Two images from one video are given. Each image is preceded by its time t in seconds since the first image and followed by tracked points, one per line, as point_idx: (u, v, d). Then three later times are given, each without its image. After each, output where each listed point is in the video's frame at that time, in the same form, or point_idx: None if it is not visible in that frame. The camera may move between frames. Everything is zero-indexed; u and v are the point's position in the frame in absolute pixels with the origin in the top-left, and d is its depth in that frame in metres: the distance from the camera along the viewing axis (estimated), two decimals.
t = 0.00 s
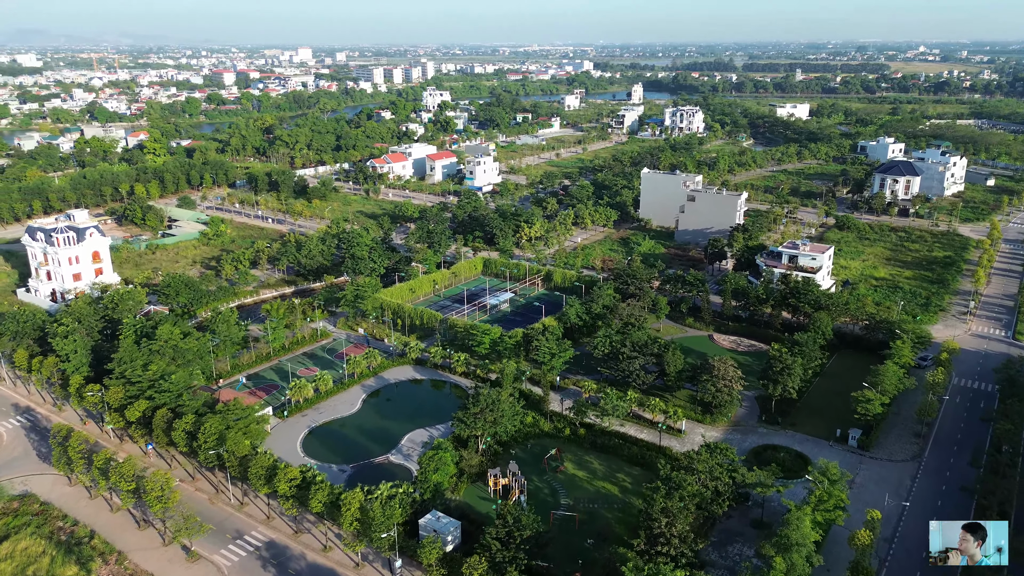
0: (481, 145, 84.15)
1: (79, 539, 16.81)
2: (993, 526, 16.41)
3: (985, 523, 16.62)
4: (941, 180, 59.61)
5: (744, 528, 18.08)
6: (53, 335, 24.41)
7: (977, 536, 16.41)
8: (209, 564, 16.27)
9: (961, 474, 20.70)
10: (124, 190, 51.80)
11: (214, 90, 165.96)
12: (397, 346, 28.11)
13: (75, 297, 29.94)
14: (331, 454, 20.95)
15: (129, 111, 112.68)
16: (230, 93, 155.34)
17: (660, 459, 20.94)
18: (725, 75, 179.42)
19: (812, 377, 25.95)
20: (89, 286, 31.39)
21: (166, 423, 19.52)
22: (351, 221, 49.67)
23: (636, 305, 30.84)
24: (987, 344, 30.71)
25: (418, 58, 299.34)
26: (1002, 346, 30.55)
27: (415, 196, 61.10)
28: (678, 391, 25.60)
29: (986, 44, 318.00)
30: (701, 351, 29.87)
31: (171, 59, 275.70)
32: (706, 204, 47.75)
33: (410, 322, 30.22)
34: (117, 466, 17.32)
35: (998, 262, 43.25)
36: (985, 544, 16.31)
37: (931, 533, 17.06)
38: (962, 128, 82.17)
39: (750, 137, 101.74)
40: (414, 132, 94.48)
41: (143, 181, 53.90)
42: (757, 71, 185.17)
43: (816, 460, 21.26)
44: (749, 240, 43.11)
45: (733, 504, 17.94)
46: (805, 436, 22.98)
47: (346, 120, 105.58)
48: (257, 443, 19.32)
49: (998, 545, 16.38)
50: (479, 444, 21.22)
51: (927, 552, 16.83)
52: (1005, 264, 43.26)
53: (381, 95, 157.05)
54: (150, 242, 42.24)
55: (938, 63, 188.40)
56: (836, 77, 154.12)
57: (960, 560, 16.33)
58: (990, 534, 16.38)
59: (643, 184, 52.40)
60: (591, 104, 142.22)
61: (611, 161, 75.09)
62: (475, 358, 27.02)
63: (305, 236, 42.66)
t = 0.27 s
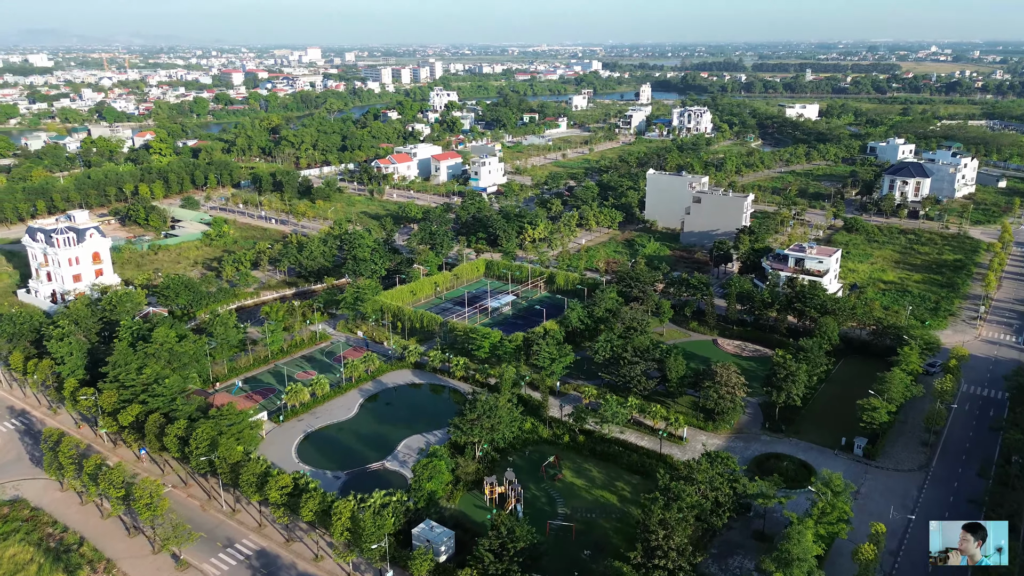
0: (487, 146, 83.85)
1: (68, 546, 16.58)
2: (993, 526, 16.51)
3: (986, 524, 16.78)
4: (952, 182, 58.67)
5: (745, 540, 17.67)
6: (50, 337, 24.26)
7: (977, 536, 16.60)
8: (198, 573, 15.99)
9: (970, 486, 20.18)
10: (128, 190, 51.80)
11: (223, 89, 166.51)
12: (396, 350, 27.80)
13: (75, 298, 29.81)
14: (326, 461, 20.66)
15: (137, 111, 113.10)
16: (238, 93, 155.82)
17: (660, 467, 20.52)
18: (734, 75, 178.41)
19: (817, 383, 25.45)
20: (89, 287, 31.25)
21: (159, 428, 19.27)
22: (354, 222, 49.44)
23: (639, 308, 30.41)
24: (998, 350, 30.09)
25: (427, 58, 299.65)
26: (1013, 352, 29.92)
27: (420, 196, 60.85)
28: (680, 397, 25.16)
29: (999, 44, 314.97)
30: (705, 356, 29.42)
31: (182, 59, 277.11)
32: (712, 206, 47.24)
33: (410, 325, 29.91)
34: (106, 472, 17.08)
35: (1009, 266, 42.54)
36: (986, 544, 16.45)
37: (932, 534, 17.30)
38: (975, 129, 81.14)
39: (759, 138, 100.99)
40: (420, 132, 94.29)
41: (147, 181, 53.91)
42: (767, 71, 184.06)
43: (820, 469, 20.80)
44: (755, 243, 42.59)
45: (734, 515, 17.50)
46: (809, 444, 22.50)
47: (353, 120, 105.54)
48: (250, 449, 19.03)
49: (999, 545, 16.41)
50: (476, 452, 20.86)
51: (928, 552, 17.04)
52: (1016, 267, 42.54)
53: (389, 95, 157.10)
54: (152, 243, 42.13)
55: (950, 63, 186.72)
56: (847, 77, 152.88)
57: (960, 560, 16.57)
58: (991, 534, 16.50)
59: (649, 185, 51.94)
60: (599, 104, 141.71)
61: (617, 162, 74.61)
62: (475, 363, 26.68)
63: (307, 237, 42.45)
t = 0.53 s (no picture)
0: (492, 146, 83.59)
1: (58, 553, 16.38)
2: (993, 526, 16.89)
3: (985, 524, 17.14)
4: (961, 183, 57.90)
5: (745, 551, 17.33)
6: (46, 339, 24.13)
7: (977, 536, 16.92)
8: None
9: (977, 495, 19.78)
10: (132, 191, 51.82)
11: (230, 90, 166.98)
12: (395, 353, 27.52)
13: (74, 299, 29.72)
14: (321, 466, 20.43)
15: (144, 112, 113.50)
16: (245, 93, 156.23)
17: (660, 475, 20.18)
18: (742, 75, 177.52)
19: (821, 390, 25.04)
20: (88, 288, 31.14)
21: (152, 432, 19.05)
22: (357, 223, 49.28)
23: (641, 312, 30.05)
24: (1007, 355, 29.58)
25: (434, 58, 299.99)
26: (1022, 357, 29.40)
27: (424, 197, 60.67)
28: (682, 402, 24.78)
29: (1010, 44, 312.26)
30: (708, 361, 29.03)
31: (190, 59, 278.37)
32: (717, 207, 46.81)
33: (409, 328, 29.67)
34: (96, 478, 16.86)
35: (1019, 269, 41.96)
36: (985, 544, 16.80)
37: (932, 533, 17.50)
38: (985, 130, 80.30)
39: (766, 139, 100.37)
40: (425, 133, 94.14)
41: (151, 182, 53.93)
42: (775, 71, 183.12)
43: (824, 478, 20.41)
44: (760, 245, 42.14)
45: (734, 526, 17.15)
46: (812, 452, 22.12)
47: (358, 121, 105.53)
48: (243, 454, 18.78)
49: (998, 545, 16.80)
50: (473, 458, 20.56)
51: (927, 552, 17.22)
52: None
53: (395, 95, 157.16)
54: (154, 244, 42.05)
55: (960, 63, 185.28)
56: (856, 77, 151.85)
57: (960, 560, 16.78)
58: (990, 533, 16.85)
59: (654, 187, 51.56)
60: (605, 104, 141.28)
61: (623, 163, 74.20)
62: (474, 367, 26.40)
63: (309, 238, 42.30)
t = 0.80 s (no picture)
0: (498, 147, 83.33)
1: (45, 560, 16.13)
2: (993, 526, 16.44)
3: (985, 523, 16.67)
4: (972, 185, 57.15)
5: (745, 564, 16.93)
6: (42, 341, 23.97)
7: (977, 536, 16.49)
8: None
9: (985, 507, 19.28)
10: (136, 191, 51.86)
11: (239, 90, 167.67)
12: (393, 357, 27.22)
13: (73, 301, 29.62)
14: (315, 472, 20.15)
15: (152, 111, 113.98)
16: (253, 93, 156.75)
17: (660, 484, 19.79)
18: (751, 75, 176.56)
19: (826, 396, 24.55)
20: (88, 289, 31.06)
21: (143, 437, 18.80)
22: (360, 224, 49.07)
23: (643, 316, 29.65)
24: (1017, 362, 28.96)
25: (442, 58, 300.20)
26: None
27: (428, 198, 60.45)
28: (683, 409, 24.36)
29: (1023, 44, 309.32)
30: (711, 366, 28.58)
31: (200, 59, 279.69)
32: (722, 209, 46.28)
33: (409, 331, 29.37)
34: (85, 484, 16.62)
35: None
36: (986, 544, 16.42)
37: (931, 532, 16.96)
38: (997, 131, 79.29)
39: (775, 139, 99.64)
40: (431, 133, 93.93)
41: (155, 182, 53.99)
42: (785, 71, 182.02)
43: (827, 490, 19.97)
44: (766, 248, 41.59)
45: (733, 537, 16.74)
46: (816, 460, 21.67)
47: (365, 121, 105.58)
48: (235, 460, 18.52)
49: (999, 544, 16.44)
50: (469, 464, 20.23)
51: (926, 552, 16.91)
52: None
53: (402, 95, 157.25)
54: (157, 244, 41.96)
55: (973, 63, 183.50)
56: (866, 77, 150.60)
57: (959, 560, 16.48)
58: (991, 534, 16.44)
59: (659, 188, 51.12)
60: (613, 104, 140.79)
61: (629, 164, 73.75)
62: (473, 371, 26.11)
63: (311, 239, 42.13)
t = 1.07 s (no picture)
0: (504, 147, 83.05)
1: (35, 566, 15.94)
2: (993, 527, 16.54)
3: (986, 523, 16.78)
4: (981, 187, 56.45)
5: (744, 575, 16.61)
6: (39, 343, 23.85)
7: (977, 536, 16.63)
8: None
9: (992, 518, 18.86)
10: (140, 192, 51.90)
11: (247, 90, 168.27)
12: (392, 360, 26.98)
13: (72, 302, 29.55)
14: (310, 477, 19.92)
15: (159, 111, 114.39)
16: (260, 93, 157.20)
17: (659, 492, 19.45)
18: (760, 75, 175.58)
19: (830, 403, 24.12)
20: (88, 290, 30.98)
21: (136, 441, 18.62)
22: (362, 225, 48.91)
23: (645, 319, 29.30)
24: None
25: (449, 58, 300.33)
26: None
27: (432, 199, 60.25)
28: (685, 415, 23.99)
29: None
30: (714, 371, 28.17)
31: (209, 59, 281.02)
32: (727, 211, 45.83)
33: (408, 334, 29.14)
34: (75, 490, 16.42)
35: None
36: (985, 544, 16.53)
37: (931, 533, 17.15)
38: (1009, 132, 78.36)
39: (782, 140, 98.95)
40: (436, 133, 93.78)
41: (159, 182, 54.03)
42: (794, 71, 180.93)
43: (830, 499, 19.59)
44: (771, 250, 41.13)
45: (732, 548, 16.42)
46: (819, 469, 21.28)
47: (371, 121, 105.57)
48: (229, 465, 18.33)
49: (999, 544, 16.61)
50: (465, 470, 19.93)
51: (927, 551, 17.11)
52: None
53: (409, 95, 157.27)
54: (159, 245, 41.92)
55: (984, 63, 182.06)
56: (876, 77, 149.38)
57: (959, 560, 16.64)
58: (990, 534, 16.55)
59: (664, 189, 50.71)
60: (620, 104, 140.29)
61: (634, 164, 73.33)
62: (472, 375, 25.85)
63: (313, 240, 41.99)
